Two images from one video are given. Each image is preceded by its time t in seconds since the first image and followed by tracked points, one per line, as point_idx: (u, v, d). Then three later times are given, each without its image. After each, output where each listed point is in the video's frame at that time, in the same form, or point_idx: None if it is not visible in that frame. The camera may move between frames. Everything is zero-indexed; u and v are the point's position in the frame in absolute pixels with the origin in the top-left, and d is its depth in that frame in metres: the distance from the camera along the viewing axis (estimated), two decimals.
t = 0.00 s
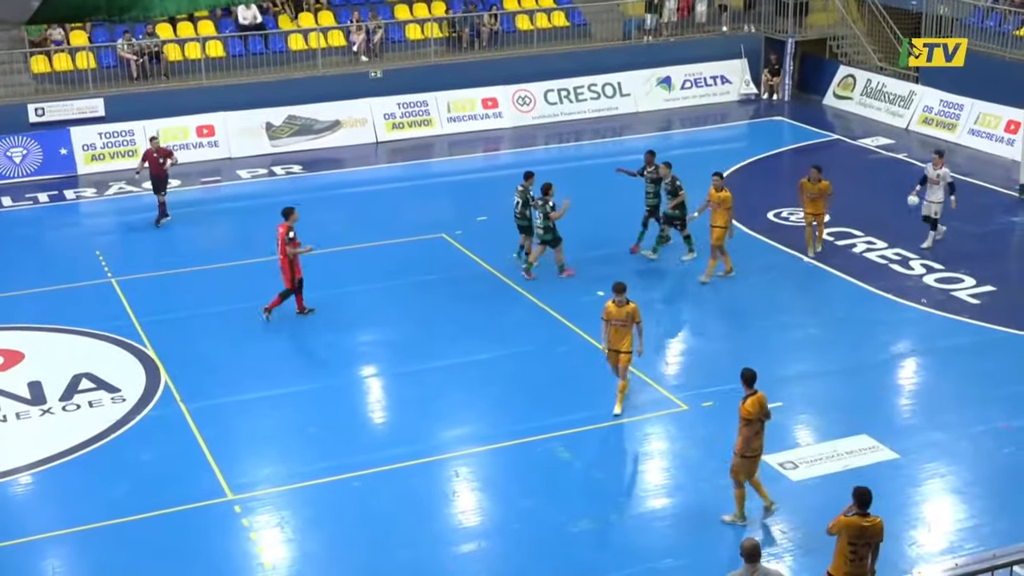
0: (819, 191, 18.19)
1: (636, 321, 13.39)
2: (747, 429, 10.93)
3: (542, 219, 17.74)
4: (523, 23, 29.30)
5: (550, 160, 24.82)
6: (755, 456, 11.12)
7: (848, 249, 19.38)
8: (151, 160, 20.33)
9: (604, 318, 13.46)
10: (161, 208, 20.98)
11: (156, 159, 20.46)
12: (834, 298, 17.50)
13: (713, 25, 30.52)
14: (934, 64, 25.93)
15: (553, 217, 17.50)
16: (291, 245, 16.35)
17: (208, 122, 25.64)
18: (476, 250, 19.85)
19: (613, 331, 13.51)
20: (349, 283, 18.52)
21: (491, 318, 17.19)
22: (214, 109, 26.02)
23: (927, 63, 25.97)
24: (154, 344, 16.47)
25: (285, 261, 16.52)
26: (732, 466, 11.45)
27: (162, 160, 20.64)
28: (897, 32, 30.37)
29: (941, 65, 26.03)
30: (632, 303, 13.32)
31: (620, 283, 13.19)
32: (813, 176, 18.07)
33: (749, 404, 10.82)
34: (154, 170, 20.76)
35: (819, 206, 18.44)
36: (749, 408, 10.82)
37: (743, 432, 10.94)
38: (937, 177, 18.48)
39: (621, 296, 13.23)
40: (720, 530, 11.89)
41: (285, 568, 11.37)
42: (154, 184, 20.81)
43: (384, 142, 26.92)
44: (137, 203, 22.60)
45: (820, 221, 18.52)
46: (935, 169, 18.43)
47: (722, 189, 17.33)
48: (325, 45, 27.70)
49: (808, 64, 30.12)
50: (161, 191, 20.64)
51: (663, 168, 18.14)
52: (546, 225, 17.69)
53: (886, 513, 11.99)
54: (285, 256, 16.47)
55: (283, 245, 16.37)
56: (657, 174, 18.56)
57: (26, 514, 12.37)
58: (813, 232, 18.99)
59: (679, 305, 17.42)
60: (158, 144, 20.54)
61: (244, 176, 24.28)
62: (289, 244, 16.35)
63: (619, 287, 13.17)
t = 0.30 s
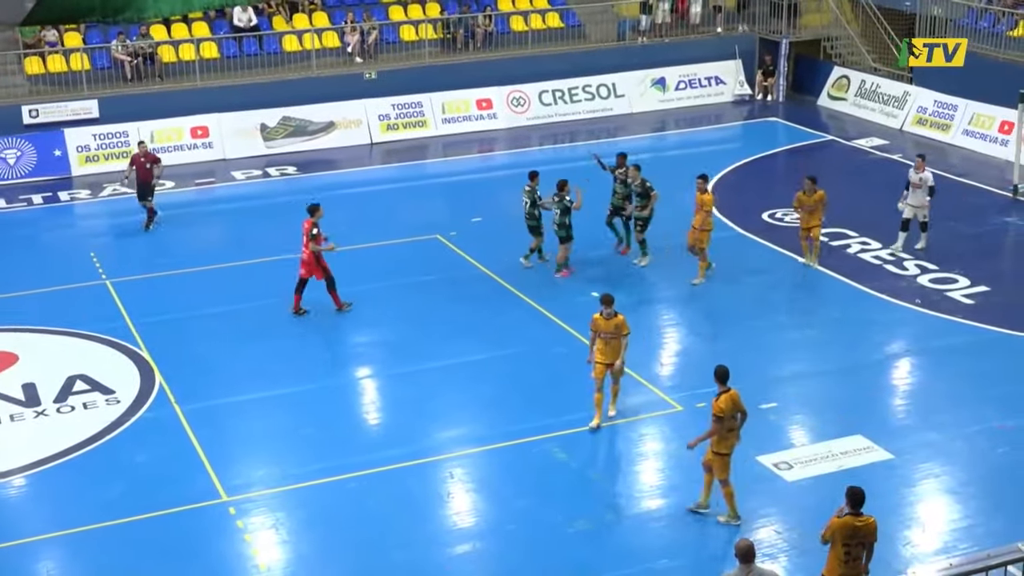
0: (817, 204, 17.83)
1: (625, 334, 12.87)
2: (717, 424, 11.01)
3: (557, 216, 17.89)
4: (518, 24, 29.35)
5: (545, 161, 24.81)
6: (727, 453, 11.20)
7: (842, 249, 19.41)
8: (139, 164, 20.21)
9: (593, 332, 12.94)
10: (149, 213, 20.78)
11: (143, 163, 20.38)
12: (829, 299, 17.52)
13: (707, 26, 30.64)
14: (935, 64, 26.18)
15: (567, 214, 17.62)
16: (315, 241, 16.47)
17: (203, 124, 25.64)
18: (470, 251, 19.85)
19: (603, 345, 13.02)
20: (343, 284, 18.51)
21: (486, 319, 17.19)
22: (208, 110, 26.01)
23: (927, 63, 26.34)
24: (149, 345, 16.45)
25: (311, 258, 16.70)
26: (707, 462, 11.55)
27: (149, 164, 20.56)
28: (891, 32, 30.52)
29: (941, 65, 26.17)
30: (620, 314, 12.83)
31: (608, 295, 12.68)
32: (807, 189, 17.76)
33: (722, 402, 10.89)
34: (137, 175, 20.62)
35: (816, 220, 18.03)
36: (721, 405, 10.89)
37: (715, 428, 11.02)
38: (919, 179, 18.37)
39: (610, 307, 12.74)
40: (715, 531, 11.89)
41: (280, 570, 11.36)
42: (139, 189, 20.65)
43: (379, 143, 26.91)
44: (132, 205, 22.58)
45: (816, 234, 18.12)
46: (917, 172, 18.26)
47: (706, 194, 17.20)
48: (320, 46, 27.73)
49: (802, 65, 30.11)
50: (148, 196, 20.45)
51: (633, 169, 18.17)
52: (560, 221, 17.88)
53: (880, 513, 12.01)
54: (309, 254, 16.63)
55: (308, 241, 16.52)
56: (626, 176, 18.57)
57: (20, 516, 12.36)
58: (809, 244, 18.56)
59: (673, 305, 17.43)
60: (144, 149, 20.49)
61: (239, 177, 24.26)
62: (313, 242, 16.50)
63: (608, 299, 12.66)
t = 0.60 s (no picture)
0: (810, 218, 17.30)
1: (609, 346, 12.60)
2: (692, 422, 11.16)
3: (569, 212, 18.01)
4: (510, 25, 29.41)
5: (537, 162, 24.82)
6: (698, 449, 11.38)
7: (835, 250, 19.44)
8: (123, 165, 20.12)
9: (575, 347, 12.66)
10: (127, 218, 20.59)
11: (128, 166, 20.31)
12: (821, 299, 17.54)
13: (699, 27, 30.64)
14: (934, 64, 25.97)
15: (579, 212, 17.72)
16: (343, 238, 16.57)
17: (195, 125, 25.61)
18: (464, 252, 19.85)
19: (587, 358, 12.76)
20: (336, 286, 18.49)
21: (479, 320, 17.19)
22: (201, 111, 25.99)
23: (927, 63, 26.17)
24: (142, 347, 16.42)
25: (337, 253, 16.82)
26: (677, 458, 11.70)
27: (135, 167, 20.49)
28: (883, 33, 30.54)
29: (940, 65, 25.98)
30: (603, 325, 12.53)
31: (591, 308, 12.37)
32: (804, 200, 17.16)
33: (697, 398, 11.05)
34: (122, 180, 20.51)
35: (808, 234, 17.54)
36: (696, 402, 11.04)
37: (689, 425, 11.16)
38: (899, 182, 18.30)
39: (593, 320, 12.42)
40: (708, 531, 11.90)
41: (274, 570, 11.36)
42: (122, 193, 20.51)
43: (371, 145, 26.90)
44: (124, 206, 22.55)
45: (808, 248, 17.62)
46: (897, 175, 18.25)
47: (686, 196, 17.13)
48: (312, 48, 27.76)
49: (794, 65, 30.14)
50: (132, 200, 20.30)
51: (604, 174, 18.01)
52: (572, 217, 18.00)
53: (874, 513, 12.03)
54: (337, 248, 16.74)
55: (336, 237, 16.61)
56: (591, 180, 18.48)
57: (13, 518, 12.35)
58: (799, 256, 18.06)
59: (666, 306, 17.44)
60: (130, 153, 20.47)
61: (231, 179, 24.24)
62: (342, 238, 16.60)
63: (590, 312, 12.36)
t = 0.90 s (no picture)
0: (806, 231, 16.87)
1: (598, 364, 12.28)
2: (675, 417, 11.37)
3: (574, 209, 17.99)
4: (506, 27, 29.45)
5: (533, 164, 24.81)
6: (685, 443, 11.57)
7: (830, 251, 19.46)
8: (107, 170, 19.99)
9: (565, 361, 12.32)
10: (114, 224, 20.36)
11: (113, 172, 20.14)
12: (817, 300, 17.56)
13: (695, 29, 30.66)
14: (934, 64, 26.00)
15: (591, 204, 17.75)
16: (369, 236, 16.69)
17: (191, 127, 25.58)
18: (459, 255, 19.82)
19: (574, 374, 12.42)
20: (332, 288, 18.47)
21: (475, 321, 17.19)
22: (196, 113, 25.98)
23: (928, 63, 26.17)
24: (137, 349, 16.41)
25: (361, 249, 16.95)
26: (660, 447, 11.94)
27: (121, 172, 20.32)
28: (878, 34, 30.59)
29: (941, 66, 25.99)
30: (592, 343, 12.23)
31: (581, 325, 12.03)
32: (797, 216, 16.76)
33: (678, 395, 11.23)
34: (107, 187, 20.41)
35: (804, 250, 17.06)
36: (676, 398, 11.24)
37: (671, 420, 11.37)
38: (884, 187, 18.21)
39: (583, 337, 12.11)
40: (705, 533, 11.92)
41: (269, 572, 11.36)
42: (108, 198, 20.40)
43: (367, 146, 26.89)
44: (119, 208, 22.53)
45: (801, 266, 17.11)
46: (881, 180, 18.14)
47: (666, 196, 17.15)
48: (308, 49, 27.79)
49: (790, 67, 30.17)
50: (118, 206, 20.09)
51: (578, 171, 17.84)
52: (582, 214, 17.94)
53: (869, 514, 12.05)
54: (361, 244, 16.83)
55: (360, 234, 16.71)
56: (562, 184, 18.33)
57: (7, 521, 12.34)
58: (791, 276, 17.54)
59: (662, 308, 17.44)
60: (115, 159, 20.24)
61: (226, 181, 24.21)
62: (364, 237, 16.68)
63: (580, 329, 12.02)
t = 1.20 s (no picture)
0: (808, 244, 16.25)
1: (588, 375, 11.96)
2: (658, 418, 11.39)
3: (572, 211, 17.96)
4: (503, 27, 29.47)
5: (530, 164, 24.80)
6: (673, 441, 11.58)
7: (828, 250, 19.47)
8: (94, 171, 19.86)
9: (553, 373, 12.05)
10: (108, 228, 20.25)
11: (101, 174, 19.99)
12: (814, 300, 17.57)
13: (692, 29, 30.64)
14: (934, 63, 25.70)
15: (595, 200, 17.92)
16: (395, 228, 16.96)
17: (188, 127, 25.57)
18: (457, 255, 19.81)
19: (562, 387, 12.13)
20: (329, 288, 18.47)
21: (472, 322, 17.18)
22: (193, 113, 25.97)
23: (928, 63, 25.85)
24: (135, 349, 16.41)
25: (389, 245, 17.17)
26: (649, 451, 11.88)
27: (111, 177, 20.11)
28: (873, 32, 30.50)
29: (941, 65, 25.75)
30: (581, 354, 11.94)
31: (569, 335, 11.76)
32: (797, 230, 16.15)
33: (660, 396, 11.27)
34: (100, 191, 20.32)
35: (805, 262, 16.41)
36: (659, 399, 11.27)
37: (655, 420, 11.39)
38: (872, 190, 18.03)
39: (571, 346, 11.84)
40: (702, 533, 11.93)
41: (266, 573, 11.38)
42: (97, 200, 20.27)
43: (364, 146, 26.88)
44: (116, 208, 22.51)
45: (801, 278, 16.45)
46: (869, 183, 18.03)
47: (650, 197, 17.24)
48: (304, 50, 27.80)
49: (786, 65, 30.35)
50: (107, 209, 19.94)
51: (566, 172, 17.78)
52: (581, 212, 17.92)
53: (866, 514, 12.06)
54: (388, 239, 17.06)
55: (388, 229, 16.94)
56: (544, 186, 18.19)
57: (5, 522, 12.35)
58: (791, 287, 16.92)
59: (660, 308, 17.45)
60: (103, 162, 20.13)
61: (223, 181, 24.18)
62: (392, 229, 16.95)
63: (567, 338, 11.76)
